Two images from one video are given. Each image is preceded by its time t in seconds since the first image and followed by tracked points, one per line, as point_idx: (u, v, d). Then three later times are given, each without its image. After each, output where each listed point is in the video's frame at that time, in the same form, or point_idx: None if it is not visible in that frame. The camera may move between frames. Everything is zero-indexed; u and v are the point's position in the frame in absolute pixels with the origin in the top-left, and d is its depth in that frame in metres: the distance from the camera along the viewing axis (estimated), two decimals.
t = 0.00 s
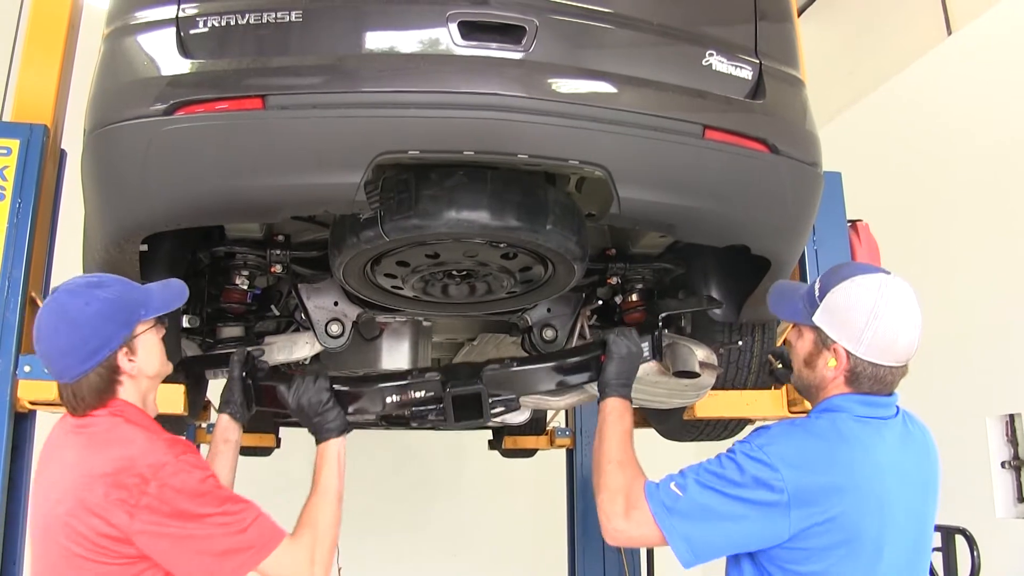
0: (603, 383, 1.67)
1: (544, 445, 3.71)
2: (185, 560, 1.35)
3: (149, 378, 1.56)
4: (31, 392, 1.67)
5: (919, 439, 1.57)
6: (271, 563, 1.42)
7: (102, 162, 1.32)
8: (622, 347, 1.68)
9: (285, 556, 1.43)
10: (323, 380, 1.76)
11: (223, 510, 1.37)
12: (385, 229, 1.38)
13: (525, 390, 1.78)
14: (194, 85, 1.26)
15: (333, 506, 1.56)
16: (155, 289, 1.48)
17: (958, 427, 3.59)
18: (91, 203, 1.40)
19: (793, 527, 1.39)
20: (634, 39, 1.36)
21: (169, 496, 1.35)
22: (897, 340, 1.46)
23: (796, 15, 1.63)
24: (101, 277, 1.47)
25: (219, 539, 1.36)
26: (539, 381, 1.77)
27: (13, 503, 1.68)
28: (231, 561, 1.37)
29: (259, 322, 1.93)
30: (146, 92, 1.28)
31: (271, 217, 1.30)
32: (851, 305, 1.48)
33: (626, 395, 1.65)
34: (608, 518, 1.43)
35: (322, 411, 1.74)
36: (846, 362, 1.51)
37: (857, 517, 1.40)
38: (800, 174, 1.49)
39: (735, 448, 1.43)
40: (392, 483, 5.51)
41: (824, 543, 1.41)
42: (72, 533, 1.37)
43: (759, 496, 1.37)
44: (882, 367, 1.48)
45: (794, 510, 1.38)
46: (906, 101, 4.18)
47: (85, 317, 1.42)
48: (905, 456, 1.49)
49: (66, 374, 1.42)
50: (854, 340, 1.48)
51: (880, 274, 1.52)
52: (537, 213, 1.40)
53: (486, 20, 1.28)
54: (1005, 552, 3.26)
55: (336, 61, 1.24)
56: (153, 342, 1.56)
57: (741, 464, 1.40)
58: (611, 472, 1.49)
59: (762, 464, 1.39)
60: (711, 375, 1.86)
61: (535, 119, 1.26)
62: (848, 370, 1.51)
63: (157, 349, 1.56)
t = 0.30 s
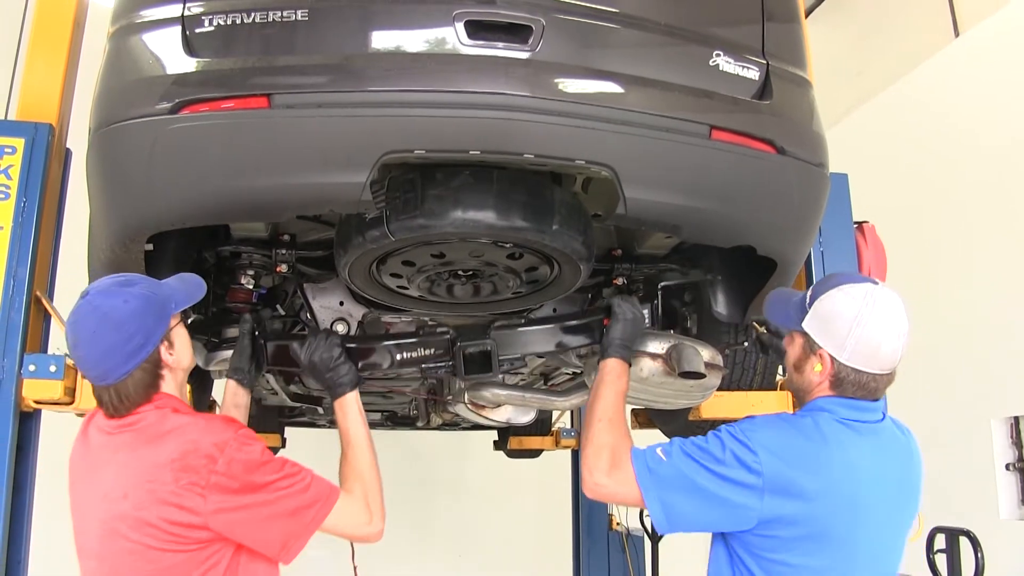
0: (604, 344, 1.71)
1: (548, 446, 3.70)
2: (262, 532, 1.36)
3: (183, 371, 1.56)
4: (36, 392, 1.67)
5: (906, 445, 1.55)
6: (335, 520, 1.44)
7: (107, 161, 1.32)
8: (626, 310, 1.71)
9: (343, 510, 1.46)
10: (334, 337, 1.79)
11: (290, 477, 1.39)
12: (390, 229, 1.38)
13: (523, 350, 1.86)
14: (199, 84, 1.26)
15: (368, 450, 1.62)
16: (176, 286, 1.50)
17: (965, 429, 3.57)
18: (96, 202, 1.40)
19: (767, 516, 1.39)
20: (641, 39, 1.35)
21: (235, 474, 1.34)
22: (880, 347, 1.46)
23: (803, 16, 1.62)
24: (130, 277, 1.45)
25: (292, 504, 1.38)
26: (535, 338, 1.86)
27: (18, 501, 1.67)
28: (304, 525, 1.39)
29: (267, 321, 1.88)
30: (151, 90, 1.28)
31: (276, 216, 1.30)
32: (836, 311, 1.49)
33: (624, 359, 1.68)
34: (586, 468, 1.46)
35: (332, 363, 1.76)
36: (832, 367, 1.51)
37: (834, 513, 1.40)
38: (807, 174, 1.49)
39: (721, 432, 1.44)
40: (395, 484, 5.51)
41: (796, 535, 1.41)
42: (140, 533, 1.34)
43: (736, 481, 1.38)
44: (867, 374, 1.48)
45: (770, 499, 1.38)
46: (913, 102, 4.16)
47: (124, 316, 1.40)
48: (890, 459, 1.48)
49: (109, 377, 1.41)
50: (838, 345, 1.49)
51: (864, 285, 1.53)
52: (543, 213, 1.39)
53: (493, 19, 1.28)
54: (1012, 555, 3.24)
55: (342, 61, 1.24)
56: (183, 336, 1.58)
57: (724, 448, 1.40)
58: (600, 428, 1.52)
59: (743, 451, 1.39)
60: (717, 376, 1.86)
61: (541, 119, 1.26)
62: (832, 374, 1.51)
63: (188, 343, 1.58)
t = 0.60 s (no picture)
0: (601, 300, 1.61)
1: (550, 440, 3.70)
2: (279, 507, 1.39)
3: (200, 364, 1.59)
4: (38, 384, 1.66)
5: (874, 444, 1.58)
6: (356, 473, 1.46)
7: (108, 153, 1.32)
8: (623, 272, 1.64)
9: (364, 462, 1.47)
10: (334, 300, 1.67)
11: (298, 448, 1.40)
12: (392, 222, 1.38)
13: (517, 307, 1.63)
14: (200, 76, 1.26)
15: (380, 402, 1.59)
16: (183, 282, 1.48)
17: (968, 425, 3.56)
18: (97, 195, 1.40)
19: (729, 501, 1.44)
20: (644, 31, 1.34)
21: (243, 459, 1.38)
22: (846, 349, 1.48)
23: (807, 8, 1.61)
24: (136, 281, 1.45)
25: (304, 474, 1.40)
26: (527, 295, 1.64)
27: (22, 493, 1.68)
28: (320, 491, 1.41)
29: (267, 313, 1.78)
30: (153, 83, 1.28)
31: (277, 209, 1.29)
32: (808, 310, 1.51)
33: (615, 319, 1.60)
34: (566, 419, 1.47)
35: (332, 323, 1.63)
36: (799, 363, 1.55)
37: (795, 504, 1.45)
38: (810, 167, 1.48)
39: (699, 409, 1.47)
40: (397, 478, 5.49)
41: (754, 522, 1.46)
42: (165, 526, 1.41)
43: (704, 463, 1.42)
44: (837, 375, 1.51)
45: (735, 484, 1.43)
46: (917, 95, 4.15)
47: (134, 321, 1.40)
48: (854, 457, 1.52)
49: (130, 379, 1.45)
50: (807, 344, 1.51)
51: (840, 287, 1.53)
52: (546, 206, 1.39)
53: (495, 11, 1.27)
54: (1017, 551, 3.22)
55: (344, 53, 1.24)
56: (194, 330, 1.60)
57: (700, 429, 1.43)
58: (580, 380, 1.51)
59: (716, 436, 1.43)
60: (719, 369, 1.87)
61: (544, 112, 1.25)
62: (799, 370, 1.55)
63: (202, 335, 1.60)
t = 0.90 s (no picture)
0: (594, 289, 1.59)
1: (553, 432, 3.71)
2: (268, 489, 1.42)
3: (198, 375, 1.58)
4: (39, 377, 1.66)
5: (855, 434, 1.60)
6: (346, 442, 1.46)
7: (109, 147, 1.32)
8: (619, 261, 1.61)
9: (353, 430, 1.47)
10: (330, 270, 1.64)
11: (282, 430, 1.43)
12: (393, 214, 1.38)
13: (506, 290, 1.63)
14: (201, 69, 1.26)
15: (376, 370, 1.57)
16: (183, 291, 1.50)
17: (971, 419, 3.55)
18: (98, 188, 1.39)
19: (717, 488, 1.45)
20: (645, 22, 1.34)
21: (230, 448, 1.40)
22: (847, 348, 1.51)
23: None
24: (126, 297, 1.46)
25: (288, 454, 1.42)
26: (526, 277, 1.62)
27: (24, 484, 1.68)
28: (305, 469, 1.42)
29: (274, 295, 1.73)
30: (153, 75, 1.28)
31: (277, 200, 1.29)
32: (809, 312, 1.50)
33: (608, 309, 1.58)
34: (553, 406, 1.48)
35: (326, 292, 1.59)
36: (797, 360, 1.55)
37: (780, 491, 1.46)
38: (812, 159, 1.47)
39: (686, 399, 1.48)
40: (400, 471, 5.49)
41: (740, 510, 1.47)
42: (163, 521, 1.44)
43: (691, 451, 1.44)
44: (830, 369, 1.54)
45: (723, 471, 1.44)
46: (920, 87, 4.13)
47: (119, 342, 1.44)
48: (838, 447, 1.53)
49: (124, 392, 1.50)
50: (808, 343, 1.52)
51: (835, 286, 1.54)
52: (547, 197, 1.39)
53: (496, 3, 1.27)
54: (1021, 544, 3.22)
55: (345, 44, 1.24)
56: (193, 341, 1.57)
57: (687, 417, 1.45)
58: (571, 368, 1.51)
59: (703, 423, 1.44)
60: (721, 361, 1.85)
61: (544, 103, 1.25)
62: (795, 367, 1.56)
63: (202, 346, 1.58)
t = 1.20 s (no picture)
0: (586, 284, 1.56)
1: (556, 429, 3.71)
2: (255, 488, 1.43)
3: (198, 387, 1.58)
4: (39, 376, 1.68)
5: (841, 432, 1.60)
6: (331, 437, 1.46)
7: (106, 145, 1.31)
8: (613, 256, 1.58)
9: (341, 421, 1.47)
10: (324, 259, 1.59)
11: (269, 426, 1.43)
12: (391, 211, 1.38)
13: (499, 287, 1.65)
14: (199, 67, 1.25)
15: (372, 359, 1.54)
16: (194, 306, 1.49)
17: (976, 413, 3.53)
18: (95, 186, 1.39)
19: (701, 486, 1.46)
20: (644, 17, 1.33)
21: (216, 448, 1.41)
22: (844, 343, 1.51)
23: None
24: (137, 302, 1.47)
25: (277, 451, 1.42)
26: (521, 273, 1.65)
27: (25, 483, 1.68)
28: (293, 465, 1.42)
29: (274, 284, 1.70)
30: (151, 74, 1.28)
31: (274, 197, 1.29)
32: (810, 309, 1.49)
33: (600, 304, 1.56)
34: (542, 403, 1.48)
35: (321, 282, 1.55)
36: (794, 357, 1.55)
37: (763, 489, 1.46)
38: (811, 152, 1.46)
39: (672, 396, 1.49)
40: (403, 469, 5.48)
41: (726, 506, 1.48)
42: (162, 520, 1.48)
43: (675, 447, 1.45)
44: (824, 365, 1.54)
45: (706, 469, 1.45)
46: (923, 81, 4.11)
47: (120, 346, 1.47)
48: (824, 441, 1.53)
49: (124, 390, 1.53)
50: (808, 340, 1.50)
51: (831, 280, 1.53)
52: (545, 193, 1.39)
53: None
54: None
55: (343, 41, 1.23)
56: (198, 353, 1.57)
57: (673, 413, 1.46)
58: (559, 368, 1.51)
59: (687, 420, 1.45)
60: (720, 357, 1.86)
61: (540, 97, 1.25)
62: (793, 363, 1.55)
63: (207, 359, 1.58)
